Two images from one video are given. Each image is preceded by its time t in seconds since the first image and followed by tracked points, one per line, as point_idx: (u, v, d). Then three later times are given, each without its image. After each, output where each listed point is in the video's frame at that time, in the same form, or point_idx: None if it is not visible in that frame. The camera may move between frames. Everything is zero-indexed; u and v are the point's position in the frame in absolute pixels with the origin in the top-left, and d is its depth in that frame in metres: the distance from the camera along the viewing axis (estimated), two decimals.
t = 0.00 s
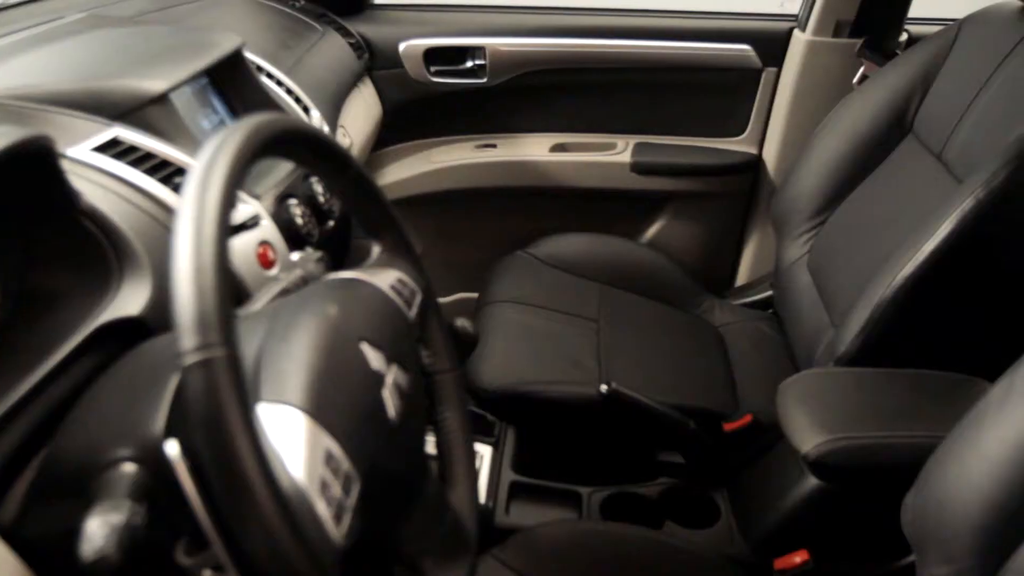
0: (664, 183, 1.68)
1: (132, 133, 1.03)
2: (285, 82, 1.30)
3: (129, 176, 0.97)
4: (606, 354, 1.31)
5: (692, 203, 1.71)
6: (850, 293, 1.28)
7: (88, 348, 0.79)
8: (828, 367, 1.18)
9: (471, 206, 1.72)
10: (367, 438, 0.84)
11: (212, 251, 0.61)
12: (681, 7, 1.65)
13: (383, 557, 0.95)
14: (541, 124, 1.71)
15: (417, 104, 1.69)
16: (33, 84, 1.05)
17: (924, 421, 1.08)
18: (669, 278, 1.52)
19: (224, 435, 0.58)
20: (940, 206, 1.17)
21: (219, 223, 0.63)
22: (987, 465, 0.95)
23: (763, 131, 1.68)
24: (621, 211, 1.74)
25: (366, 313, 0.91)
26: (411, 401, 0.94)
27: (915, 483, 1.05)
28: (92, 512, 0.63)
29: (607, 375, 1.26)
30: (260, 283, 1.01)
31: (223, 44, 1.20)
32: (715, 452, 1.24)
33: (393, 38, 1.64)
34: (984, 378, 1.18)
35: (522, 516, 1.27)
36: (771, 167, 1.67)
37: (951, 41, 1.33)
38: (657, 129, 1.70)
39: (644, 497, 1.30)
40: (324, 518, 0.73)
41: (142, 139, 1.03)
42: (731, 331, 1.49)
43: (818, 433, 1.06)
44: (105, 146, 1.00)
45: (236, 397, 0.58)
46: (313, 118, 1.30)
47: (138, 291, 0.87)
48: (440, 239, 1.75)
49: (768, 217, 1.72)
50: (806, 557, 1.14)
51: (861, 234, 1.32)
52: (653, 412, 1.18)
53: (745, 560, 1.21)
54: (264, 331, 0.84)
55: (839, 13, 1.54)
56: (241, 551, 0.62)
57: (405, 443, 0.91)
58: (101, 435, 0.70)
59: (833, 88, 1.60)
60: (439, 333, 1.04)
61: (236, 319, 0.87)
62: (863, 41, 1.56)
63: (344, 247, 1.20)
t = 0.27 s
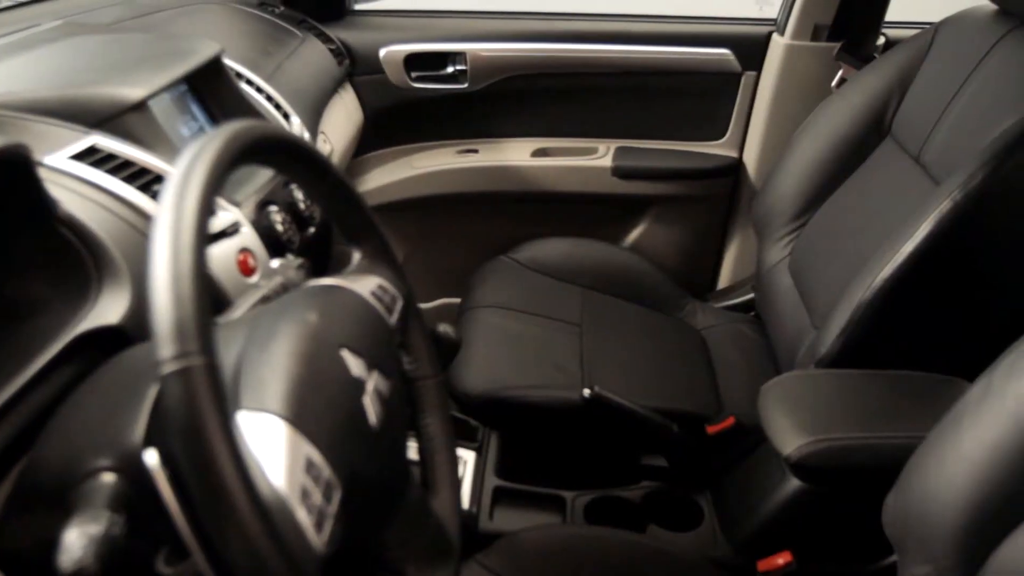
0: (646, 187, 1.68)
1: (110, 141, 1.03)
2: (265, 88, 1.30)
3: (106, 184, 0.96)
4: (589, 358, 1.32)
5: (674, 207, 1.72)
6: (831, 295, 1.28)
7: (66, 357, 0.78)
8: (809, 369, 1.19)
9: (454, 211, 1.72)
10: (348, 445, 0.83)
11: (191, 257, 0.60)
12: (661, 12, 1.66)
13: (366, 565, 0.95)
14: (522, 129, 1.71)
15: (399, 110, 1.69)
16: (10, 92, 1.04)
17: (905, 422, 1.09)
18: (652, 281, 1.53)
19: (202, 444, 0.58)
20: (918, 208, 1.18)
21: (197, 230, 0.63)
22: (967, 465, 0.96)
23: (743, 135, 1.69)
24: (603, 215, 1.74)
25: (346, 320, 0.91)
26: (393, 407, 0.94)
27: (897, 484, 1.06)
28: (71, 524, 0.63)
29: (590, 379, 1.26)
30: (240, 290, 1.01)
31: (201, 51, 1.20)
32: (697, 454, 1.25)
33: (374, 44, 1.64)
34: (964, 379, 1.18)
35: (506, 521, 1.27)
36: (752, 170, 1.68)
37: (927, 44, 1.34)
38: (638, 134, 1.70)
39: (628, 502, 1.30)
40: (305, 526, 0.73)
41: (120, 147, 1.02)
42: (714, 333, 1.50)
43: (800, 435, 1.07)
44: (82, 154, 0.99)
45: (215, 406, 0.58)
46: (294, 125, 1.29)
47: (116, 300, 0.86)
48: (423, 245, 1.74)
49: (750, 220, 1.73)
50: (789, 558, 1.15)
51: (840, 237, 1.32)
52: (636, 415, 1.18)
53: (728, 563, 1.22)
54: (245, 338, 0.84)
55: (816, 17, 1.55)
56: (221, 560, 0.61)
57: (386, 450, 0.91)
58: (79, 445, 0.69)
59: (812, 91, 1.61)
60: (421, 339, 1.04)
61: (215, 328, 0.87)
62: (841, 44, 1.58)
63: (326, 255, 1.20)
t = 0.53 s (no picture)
0: (628, 192, 1.69)
1: (88, 150, 1.02)
2: (245, 97, 1.29)
3: (84, 194, 0.96)
4: (571, 363, 1.32)
5: (656, 211, 1.72)
6: (812, 298, 1.29)
7: (45, 368, 0.78)
8: (791, 373, 1.19)
9: (437, 218, 1.72)
10: (329, 453, 0.83)
11: (168, 266, 0.60)
12: (640, 18, 1.67)
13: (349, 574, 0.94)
14: (504, 135, 1.71)
15: (380, 117, 1.69)
16: None
17: (885, 424, 1.09)
18: (634, 286, 1.53)
19: (181, 454, 0.58)
20: (896, 211, 1.19)
21: (175, 239, 0.63)
22: (947, 466, 0.97)
23: (723, 140, 1.69)
24: (585, 220, 1.75)
25: (327, 328, 0.91)
26: (374, 415, 0.94)
27: (877, 487, 1.07)
28: (49, 536, 0.62)
29: (573, 384, 1.26)
30: (220, 299, 1.01)
31: (180, 59, 1.20)
32: (680, 459, 1.25)
33: (355, 51, 1.64)
34: (943, 380, 1.19)
35: (490, 528, 1.27)
36: (733, 175, 1.69)
37: (904, 48, 1.35)
38: (620, 139, 1.71)
39: (611, 506, 1.30)
40: (286, 535, 0.73)
41: (99, 156, 1.02)
42: (696, 338, 1.50)
43: (781, 438, 1.07)
44: (60, 164, 0.98)
45: (194, 414, 0.58)
46: (273, 133, 1.29)
47: (96, 310, 0.86)
48: (406, 252, 1.74)
49: (731, 224, 1.74)
50: (772, 561, 1.15)
51: (820, 240, 1.33)
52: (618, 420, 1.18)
53: (712, 567, 1.22)
54: (224, 347, 0.84)
55: (795, 22, 1.56)
56: (200, 568, 0.61)
57: (368, 458, 0.91)
58: (57, 458, 0.69)
59: (792, 96, 1.62)
60: (402, 346, 1.04)
61: (193, 338, 0.86)
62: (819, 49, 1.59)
63: (309, 262, 1.18)
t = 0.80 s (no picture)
0: (609, 199, 1.70)
1: (64, 161, 1.01)
2: (223, 106, 1.29)
3: (59, 205, 0.95)
4: (553, 370, 1.32)
5: (637, 217, 1.73)
6: (791, 303, 1.30)
7: (21, 380, 0.77)
8: (771, 377, 1.20)
9: (418, 225, 1.72)
10: (309, 463, 0.83)
11: (145, 276, 0.60)
12: (619, 25, 1.68)
13: None
14: (484, 142, 1.71)
15: (359, 125, 1.68)
16: None
17: (863, 427, 1.10)
18: (615, 292, 1.54)
19: (157, 465, 0.57)
20: (874, 215, 1.20)
21: (152, 249, 0.63)
22: (925, 468, 0.97)
23: (702, 146, 1.70)
24: (566, 226, 1.75)
25: (305, 337, 0.90)
26: (353, 425, 0.94)
27: (857, 490, 1.07)
28: (24, 550, 0.62)
29: (554, 391, 1.26)
30: (199, 309, 1.00)
31: (158, 69, 1.19)
32: (661, 465, 1.25)
33: (334, 59, 1.63)
34: (920, 383, 1.20)
35: (473, 536, 1.27)
36: (712, 181, 1.70)
37: (879, 54, 1.36)
38: (599, 146, 1.72)
39: (594, 513, 1.30)
40: (265, 547, 0.73)
41: (75, 166, 1.01)
42: (677, 343, 1.51)
43: (762, 442, 1.08)
44: (36, 174, 0.98)
45: (170, 426, 0.57)
46: (252, 142, 1.29)
47: (72, 321, 0.85)
48: (387, 260, 1.74)
49: (710, 229, 1.75)
50: (754, 565, 1.14)
51: (799, 244, 1.34)
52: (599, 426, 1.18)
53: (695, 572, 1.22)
54: (202, 358, 0.83)
55: (771, 29, 1.58)
56: None
57: (348, 467, 0.91)
58: (33, 471, 0.68)
59: (769, 102, 1.63)
60: (382, 355, 1.04)
61: (171, 348, 0.86)
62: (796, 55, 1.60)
63: (289, 271, 1.14)
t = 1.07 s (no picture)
0: (586, 206, 1.70)
1: (37, 173, 1.00)
2: (198, 116, 1.28)
3: (31, 217, 0.94)
4: (532, 377, 1.32)
5: (615, 224, 1.73)
6: (768, 307, 1.30)
7: None
8: (749, 382, 1.20)
9: (397, 234, 1.72)
10: (286, 475, 0.83)
11: (117, 289, 0.59)
12: (595, 34, 1.69)
13: None
14: (463, 150, 1.71)
15: (337, 134, 1.68)
16: None
17: (840, 431, 1.11)
18: (593, 299, 1.54)
19: (131, 479, 0.57)
20: (849, 220, 1.21)
21: (124, 262, 0.62)
22: (903, 470, 0.98)
23: (679, 152, 1.71)
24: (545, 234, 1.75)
25: (282, 348, 0.90)
26: (331, 435, 0.94)
27: (835, 494, 1.08)
28: None
29: (534, 399, 1.26)
30: (175, 320, 0.99)
31: (132, 80, 1.18)
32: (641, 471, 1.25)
33: (311, 68, 1.63)
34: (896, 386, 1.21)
35: (453, 545, 1.27)
36: (689, 187, 1.71)
37: (853, 61, 1.38)
38: (577, 153, 1.72)
39: (574, 520, 1.30)
40: (242, 559, 0.72)
41: (48, 178, 1.00)
42: (657, 349, 1.51)
43: (740, 447, 1.08)
44: (8, 187, 0.97)
45: (144, 439, 0.57)
46: (228, 152, 1.28)
47: (46, 335, 0.84)
48: (366, 269, 1.74)
49: (688, 235, 1.76)
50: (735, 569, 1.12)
51: (776, 250, 1.35)
52: (576, 434, 1.19)
53: None
54: (177, 370, 0.83)
55: (746, 36, 1.60)
56: None
57: (325, 478, 0.90)
58: (6, 487, 0.67)
59: (745, 109, 1.64)
60: (359, 364, 1.04)
61: (146, 361, 0.85)
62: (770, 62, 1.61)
63: (266, 282, 1.15)
